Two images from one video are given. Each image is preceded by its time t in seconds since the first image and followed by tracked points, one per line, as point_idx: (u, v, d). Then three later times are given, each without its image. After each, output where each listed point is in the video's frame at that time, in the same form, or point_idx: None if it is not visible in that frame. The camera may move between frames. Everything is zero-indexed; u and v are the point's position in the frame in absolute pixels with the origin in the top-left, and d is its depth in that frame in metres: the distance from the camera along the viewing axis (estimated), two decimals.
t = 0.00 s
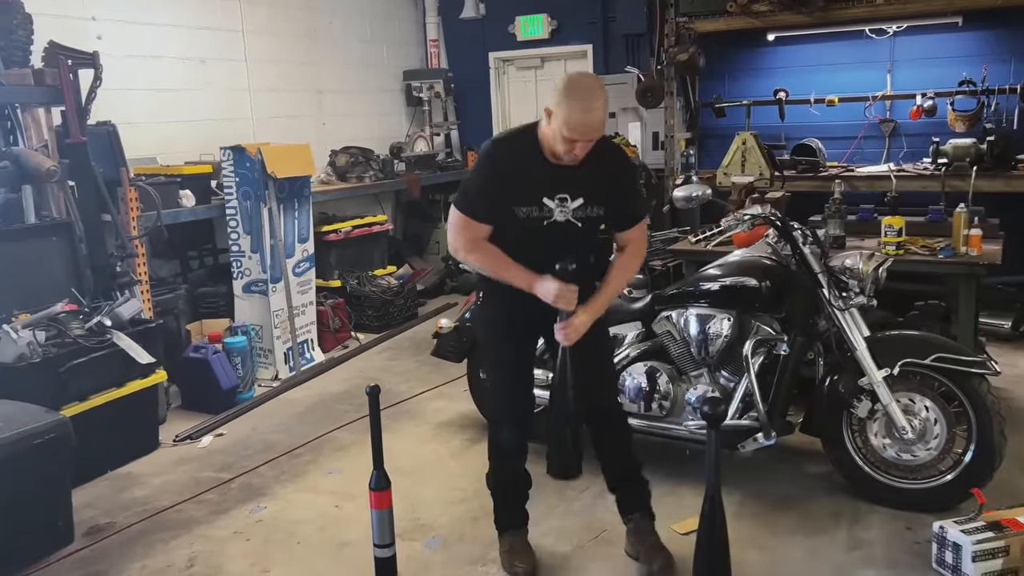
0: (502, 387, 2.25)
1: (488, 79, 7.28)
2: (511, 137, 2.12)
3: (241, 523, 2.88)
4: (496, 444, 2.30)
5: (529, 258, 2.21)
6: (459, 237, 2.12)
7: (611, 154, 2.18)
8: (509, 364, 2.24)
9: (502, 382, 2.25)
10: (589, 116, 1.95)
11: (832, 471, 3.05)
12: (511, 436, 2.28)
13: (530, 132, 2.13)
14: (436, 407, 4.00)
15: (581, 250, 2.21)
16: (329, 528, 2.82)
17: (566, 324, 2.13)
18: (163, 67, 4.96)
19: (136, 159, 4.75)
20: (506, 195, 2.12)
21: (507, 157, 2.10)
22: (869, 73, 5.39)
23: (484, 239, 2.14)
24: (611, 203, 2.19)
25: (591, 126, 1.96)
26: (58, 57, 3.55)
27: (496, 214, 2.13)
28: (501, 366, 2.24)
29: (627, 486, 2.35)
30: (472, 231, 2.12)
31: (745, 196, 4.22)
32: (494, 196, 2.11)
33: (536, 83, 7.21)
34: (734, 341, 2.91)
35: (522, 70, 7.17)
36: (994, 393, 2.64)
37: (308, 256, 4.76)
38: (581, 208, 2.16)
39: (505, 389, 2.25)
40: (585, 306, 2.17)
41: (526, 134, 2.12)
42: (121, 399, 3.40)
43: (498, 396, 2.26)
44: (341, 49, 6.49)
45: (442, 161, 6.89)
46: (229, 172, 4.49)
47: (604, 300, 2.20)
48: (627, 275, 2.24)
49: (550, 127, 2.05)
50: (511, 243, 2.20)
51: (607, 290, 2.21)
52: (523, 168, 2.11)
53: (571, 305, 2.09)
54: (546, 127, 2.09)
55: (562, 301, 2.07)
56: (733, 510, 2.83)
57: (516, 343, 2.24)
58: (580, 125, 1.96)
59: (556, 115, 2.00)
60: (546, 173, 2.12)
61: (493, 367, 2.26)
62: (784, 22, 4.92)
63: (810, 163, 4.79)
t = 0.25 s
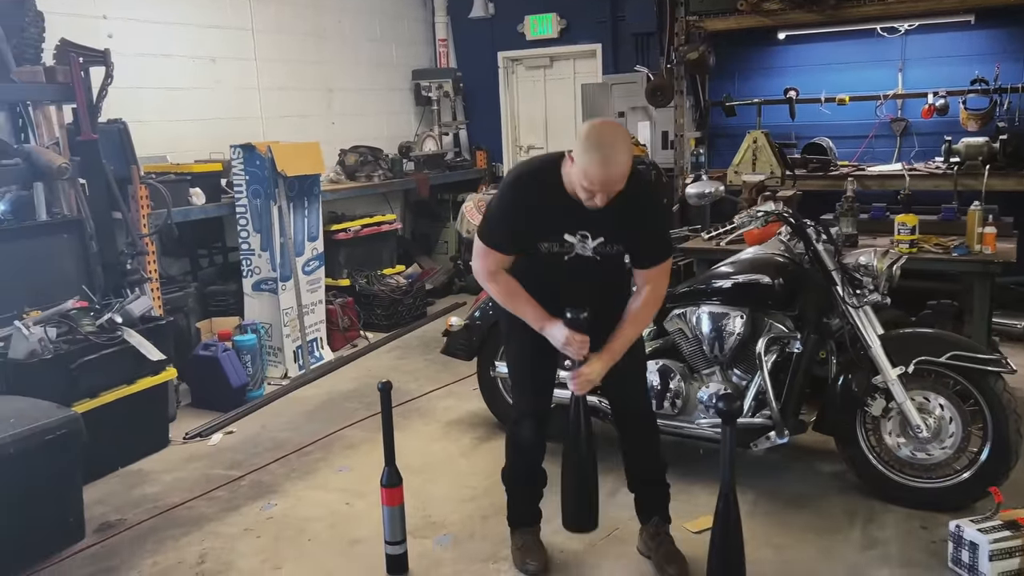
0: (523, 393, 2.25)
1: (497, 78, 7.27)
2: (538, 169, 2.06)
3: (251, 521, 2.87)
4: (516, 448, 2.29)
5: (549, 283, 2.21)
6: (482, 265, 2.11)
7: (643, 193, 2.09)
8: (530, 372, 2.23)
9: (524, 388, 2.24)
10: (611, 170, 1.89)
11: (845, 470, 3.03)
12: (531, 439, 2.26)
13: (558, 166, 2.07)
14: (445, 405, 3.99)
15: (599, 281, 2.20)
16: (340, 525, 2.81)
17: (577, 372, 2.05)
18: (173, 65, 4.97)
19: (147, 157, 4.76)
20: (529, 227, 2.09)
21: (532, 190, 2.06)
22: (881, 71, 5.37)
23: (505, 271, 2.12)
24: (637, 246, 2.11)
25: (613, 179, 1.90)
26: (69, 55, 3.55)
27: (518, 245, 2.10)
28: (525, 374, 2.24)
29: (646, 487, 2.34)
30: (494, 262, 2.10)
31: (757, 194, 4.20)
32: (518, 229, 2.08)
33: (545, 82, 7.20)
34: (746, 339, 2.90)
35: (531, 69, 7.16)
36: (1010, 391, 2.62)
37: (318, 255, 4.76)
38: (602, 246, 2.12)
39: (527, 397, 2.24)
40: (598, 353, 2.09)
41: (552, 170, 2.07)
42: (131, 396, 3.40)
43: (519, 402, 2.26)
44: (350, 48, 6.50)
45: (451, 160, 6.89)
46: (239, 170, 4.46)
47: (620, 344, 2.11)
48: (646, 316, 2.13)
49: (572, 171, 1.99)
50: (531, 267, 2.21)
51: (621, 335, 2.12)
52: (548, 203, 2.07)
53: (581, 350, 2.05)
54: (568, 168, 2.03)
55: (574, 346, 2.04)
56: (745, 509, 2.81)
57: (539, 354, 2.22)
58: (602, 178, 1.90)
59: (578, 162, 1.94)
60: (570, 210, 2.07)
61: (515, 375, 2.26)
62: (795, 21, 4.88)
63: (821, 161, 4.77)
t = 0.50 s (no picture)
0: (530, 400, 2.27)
1: (503, 78, 7.28)
2: (547, 199, 2.08)
3: (258, 518, 2.87)
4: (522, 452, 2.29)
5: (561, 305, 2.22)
6: (496, 293, 2.11)
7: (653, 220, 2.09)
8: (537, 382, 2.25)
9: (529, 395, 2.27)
10: (619, 215, 1.92)
11: (852, 469, 3.02)
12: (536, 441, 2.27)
13: (568, 195, 2.09)
14: (451, 404, 3.99)
15: (610, 303, 2.21)
16: (347, 522, 2.81)
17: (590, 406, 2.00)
18: (180, 65, 4.98)
19: (154, 156, 4.77)
20: (541, 254, 2.10)
21: (541, 218, 2.08)
22: (887, 71, 5.35)
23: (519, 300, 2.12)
24: (652, 272, 2.08)
25: (620, 224, 1.93)
26: (77, 53, 3.56)
27: (530, 272, 2.10)
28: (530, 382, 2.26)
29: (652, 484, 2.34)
30: (507, 289, 2.10)
31: (763, 193, 4.19)
32: (530, 255, 2.09)
33: (551, 83, 7.20)
34: (754, 337, 2.89)
35: (537, 69, 7.16)
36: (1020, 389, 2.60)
37: (324, 254, 4.76)
38: (614, 271, 2.12)
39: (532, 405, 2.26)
40: (612, 384, 2.05)
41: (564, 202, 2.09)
42: (138, 394, 3.40)
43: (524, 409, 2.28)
44: (356, 48, 6.51)
45: (457, 160, 6.89)
46: (246, 169, 4.48)
47: (632, 376, 2.07)
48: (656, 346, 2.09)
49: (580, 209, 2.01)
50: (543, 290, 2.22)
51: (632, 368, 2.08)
52: (560, 231, 2.08)
53: (594, 381, 2.00)
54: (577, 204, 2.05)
55: (587, 377, 2.00)
56: (753, 507, 2.80)
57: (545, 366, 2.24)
58: (609, 223, 1.93)
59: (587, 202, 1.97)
60: (580, 238, 2.09)
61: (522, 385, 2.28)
62: (802, 20, 4.87)
63: (828, 161, 4.77)
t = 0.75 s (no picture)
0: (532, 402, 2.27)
1: (508, 78, 7.30)
2: (554, 218, 2.08)
3: (264, 514, 2.88)
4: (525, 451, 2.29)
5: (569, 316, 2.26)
6: (509, 315, 2.09)
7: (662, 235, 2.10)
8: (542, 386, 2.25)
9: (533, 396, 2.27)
10: (627, 244, 1.88)
11: (857, 466, 3.02)
12: (538, 439, 2.28)
13: (576, 213, 2.09)
14: (456, 402, 4.00)
15: (618, 312, 2.24)
16: (352, 519, 2.82)
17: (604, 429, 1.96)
18: (187, 64, 5.00)
19: (160, 155, 4.79)
20: (551, 273, 2.10)
21: (550, 238, 2.08)
22: (893, 70, 5.35)
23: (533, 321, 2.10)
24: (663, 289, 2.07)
25: (628, 251, 1.89)
26: (85, 53, 3.56)
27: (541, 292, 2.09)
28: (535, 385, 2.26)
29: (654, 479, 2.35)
30: (520, 310, 2.08)
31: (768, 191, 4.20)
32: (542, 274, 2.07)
33: (555, 83, 7.21)
34: (759, 334, 2.90)
35: (542, 69, 7.17)
36: None
37: (330, 253, 4.78)
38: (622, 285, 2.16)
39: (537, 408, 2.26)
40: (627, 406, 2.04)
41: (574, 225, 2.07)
42: (145, 391, 3.42)
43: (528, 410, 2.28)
44: (362, 48, 6.53)
45: (461, 160, 6.91)
46: (252, 168, 4.49)
47: (643, 395, 2.05)
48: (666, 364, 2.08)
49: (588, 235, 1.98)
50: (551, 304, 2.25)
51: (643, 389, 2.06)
52: (568, 249, 2.10)
53: (608, 404, 1.99)
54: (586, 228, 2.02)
55: (603, 400, 1.98)
56: (757, 504, 2.81)
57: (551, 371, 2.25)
58: (617, 250, 1.89)
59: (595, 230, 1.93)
60: (586, 257, 2.11)
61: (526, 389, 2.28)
62: (806, 19, 4.88)
63: (834, 160, 4.71)
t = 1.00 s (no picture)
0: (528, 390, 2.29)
1: (511, 79, 7.31)
2: (550, 205, 2.08)
3: (267, 511, 2.89)
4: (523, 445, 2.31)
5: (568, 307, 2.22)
6: (509, 303, 2.10)
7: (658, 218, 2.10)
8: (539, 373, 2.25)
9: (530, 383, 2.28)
10: (622, 228, 1.89)
11: (860, 465, 3.02)
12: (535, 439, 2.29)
13: (572, 200, 2.08)
14: (459, 401, 4.01)
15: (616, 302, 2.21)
16: (355, 516, 2.83)
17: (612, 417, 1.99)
18: (191, 65, 5.02)
19: (164, 155, 4.81)
20: (546, 260, 2.11)
21: (547, 227, 2.08)
22: (896, 70, 5.35)
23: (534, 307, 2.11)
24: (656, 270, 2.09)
25: (622, 235, 1.91)
26: (89, 53, 3.59)
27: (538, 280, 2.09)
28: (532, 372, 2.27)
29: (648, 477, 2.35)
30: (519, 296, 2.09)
31: (770, 190, 4.21)
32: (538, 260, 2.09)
33: (558, 83, 7.22)
34: (761, 332, 2.90)
35: (545, 70, 7.19)
36: None
37: (333, 252, 4.79)
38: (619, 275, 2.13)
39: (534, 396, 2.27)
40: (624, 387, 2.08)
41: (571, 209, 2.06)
42: (149, 390, 3.43)
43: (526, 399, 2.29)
44: (366, 49, 6.55)
45: (465, 160, 6.92)
46: (256, 168, 4.52)
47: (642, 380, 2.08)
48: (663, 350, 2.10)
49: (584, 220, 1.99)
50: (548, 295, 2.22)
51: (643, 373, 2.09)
52: (565, 237, 2.08)
53: (601, 401, 2.03)
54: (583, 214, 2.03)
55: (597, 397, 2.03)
56: (759, 502, 2.81)
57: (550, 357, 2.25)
58: (611, 234, 1.91)
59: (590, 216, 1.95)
60: (583, 244, 2.09)
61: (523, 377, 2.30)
62: (809, 19, 4.88)
63: (836, 159, 4.72)
